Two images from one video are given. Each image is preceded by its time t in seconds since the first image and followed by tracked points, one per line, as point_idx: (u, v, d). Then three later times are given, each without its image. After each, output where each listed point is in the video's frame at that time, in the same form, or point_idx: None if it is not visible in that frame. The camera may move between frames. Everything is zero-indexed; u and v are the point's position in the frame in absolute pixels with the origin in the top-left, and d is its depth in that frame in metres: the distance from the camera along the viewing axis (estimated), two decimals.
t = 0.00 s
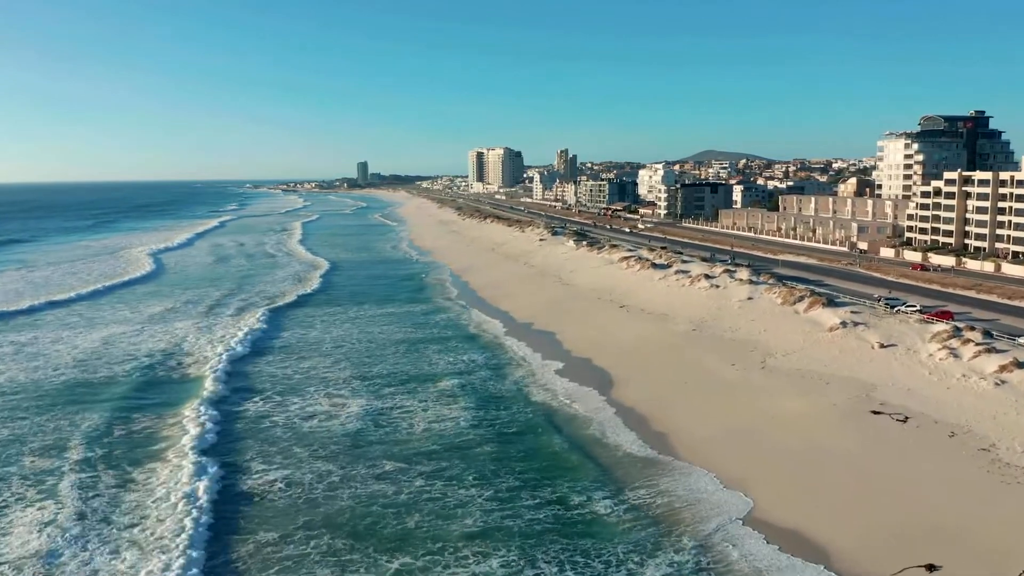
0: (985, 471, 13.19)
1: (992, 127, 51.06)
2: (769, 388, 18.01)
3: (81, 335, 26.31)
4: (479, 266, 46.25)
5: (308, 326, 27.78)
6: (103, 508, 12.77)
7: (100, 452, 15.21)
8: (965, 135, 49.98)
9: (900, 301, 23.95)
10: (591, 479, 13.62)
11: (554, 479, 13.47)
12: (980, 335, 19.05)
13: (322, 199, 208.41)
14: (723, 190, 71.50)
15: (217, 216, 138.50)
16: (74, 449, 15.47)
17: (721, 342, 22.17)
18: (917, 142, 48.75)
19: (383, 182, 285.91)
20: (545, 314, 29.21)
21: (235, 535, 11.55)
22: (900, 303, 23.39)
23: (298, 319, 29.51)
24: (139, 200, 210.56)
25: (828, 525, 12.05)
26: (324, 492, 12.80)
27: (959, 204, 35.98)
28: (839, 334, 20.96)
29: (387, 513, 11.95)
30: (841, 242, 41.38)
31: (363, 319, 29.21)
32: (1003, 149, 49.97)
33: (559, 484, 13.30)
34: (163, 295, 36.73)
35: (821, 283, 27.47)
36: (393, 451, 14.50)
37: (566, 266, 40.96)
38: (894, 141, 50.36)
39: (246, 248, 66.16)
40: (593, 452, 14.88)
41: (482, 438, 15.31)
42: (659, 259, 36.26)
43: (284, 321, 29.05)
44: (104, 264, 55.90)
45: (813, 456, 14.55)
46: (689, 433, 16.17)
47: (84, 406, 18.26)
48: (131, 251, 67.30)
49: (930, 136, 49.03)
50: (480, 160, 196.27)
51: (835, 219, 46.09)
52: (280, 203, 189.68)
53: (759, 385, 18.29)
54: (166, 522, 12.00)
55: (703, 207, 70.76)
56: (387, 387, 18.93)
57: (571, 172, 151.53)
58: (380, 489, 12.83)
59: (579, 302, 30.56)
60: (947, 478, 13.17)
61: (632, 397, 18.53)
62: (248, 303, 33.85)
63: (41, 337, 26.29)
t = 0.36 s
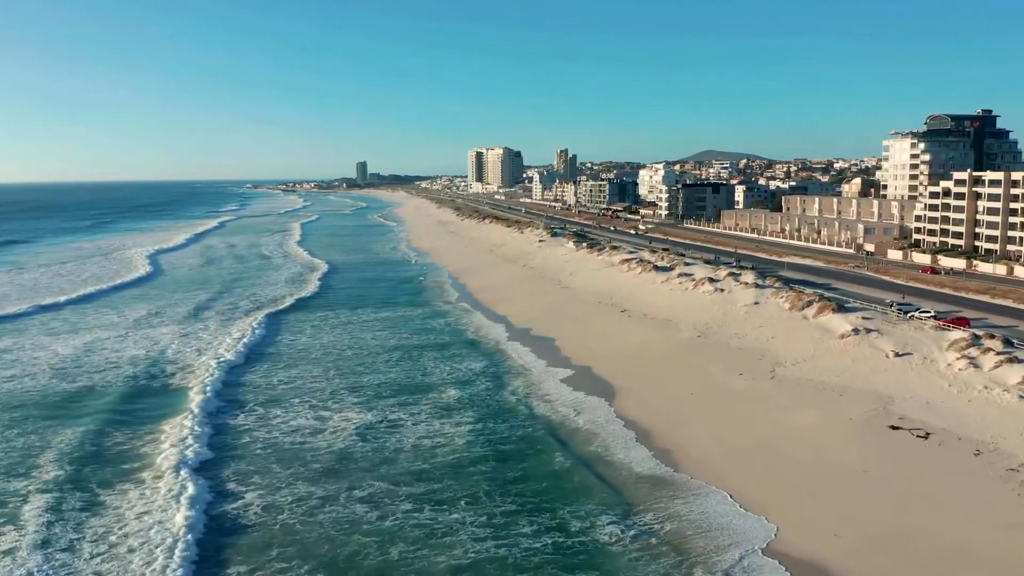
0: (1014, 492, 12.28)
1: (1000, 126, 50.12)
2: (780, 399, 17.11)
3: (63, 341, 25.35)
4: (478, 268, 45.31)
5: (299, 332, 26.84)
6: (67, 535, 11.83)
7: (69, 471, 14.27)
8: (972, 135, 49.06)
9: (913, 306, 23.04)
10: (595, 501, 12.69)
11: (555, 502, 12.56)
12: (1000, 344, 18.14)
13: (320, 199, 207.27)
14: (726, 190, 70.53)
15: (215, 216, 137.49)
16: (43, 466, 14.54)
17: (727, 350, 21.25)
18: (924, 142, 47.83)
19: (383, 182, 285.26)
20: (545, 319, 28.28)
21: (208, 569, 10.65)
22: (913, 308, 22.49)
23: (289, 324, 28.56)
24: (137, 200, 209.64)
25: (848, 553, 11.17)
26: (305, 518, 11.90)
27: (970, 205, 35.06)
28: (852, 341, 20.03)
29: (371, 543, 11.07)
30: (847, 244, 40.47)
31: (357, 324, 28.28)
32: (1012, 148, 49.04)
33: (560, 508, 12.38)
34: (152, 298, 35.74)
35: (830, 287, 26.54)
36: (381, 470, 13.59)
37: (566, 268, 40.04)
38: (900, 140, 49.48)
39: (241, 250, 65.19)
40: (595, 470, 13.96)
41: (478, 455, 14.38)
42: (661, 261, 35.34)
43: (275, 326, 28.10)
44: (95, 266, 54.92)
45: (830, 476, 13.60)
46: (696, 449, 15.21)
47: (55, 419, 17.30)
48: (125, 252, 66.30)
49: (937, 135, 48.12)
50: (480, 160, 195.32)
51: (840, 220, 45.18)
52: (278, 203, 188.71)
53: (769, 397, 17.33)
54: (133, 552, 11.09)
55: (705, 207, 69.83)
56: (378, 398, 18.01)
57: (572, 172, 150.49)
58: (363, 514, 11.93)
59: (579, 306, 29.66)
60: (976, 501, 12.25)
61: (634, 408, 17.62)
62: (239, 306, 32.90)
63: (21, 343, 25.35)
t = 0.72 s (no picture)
0: None
1: (1007, 126, 49.23)
2: (790, 412, 16.22)
3: (44, 347, 24.41)
4: (476, 270, 44.39)
5: (290, 337, 25.90)
6: (26, 566, 10.88)
7: (35, 492, 13.31)
8: (980, 134, 48.16)
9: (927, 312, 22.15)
10: (599, 527, 11.76)
11: (556, 530, 11.63)
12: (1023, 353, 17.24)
13: (319, 199, 206.33)
14: (728, 190, 69.64)
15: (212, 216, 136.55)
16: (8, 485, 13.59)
17: (734, 358, 20.35)
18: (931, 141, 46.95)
19: (382, 182, 283.76)
20: (543, 325, 27.35)
21: None
22: (927, 314, 21.59)
23: (280, 329, 27.63)
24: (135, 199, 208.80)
25: None
26: (284, 548, 10.99)
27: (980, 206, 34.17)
28: (865, 350, 19.13)
29: None
30: (854, 245, 39.58)
31: (350, 330, 27.34)
32: (1020, 148, 48.14)
33: (561, 536, 11.45)
34: (141, 302, 34.79)
35: (839, 292, 25.64)
36: (367, 492, 12.69)
37: (566, 270, 39.14)
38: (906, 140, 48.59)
39: (237, 251, 64.27)
40: (598, 491, 13.04)
41: (472, 476, 13.46)
42: (663, 264, 34.44)
43: (265, 331, 27.14)
44: (86, 267, 53.98)
45: (848, 497, 12.72)
46: (703, 466, 14.34)
47: (24, 433, 16.30)
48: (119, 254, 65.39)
49: (944, 134, 47.24)
50: (479, 160, 194.45)
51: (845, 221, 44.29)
52: (277, 203, 187.86)
53: (779, 410, 16.44)
54: None
55: (707, 208, 68.94)
56: (368, 410, 17.09)
57: (572, 171, 149.64)
58: (345, 544, 11.04)
59: (579, 310, 28.75)
60: (1008, 526, 11.39)
61: (637, 422, 16.74)
62: (230, 310, 31.94)
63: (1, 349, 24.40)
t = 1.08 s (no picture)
0: None
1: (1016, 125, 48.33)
2: (803, 427, 15.27)
3: (23, 354, 23.44)
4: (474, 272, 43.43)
5: (281, 344, 24.95)
6: None
7: None
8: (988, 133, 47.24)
9: (942, 318, 21.22)
10: (602, 559, 10.82)
11: (555, 561, 10.70)
12: None
13: (318, 199, 205.47)
14: (730, 190, 68.72)
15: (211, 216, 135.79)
16: None
17: (741, 367, 19.41)
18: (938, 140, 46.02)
19: (382, 182, 282.64)
20: (543, 330, 26.40)
21: None
22: (943, 321, 20.66)
23: (271, 334, 26.66)
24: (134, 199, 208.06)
25: None
26: None
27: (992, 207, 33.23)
28: (879, 359, 18.18)
29: None
30: (861, 247, 38.63)
31: (343, 336, 26.38)
32: None
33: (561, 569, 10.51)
34: (130, 305, 33.81)
35: (849, 297, 24.68)
36: (351, 519, 11.73)
37: (566, 272, 38.21)
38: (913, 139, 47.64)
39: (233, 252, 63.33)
40: (600, 517, 12.05)
41: (465, 500, 12.51)
42: (666, 266, 33.48)
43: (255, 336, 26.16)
44: (79, 269, 53.00)
45: (870, 520, 11.77)
46: (712, 485, 13.39)
47: None
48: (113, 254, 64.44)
49: (952, 133, 46.31)
50: (479, 159, 193.62)
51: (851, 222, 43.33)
52: (275, 203, 187.04)
53: (791, 424, 15.50)
54: None
55: (708, 208, 68.00)
56: (355, 425, 16.13)
57: (572, 171, 148.72)
58: None
59: (580, 315, 27.79)
60: None
61: (641, 436, 15.79)
62: (220, 314, 30.96)
63: None
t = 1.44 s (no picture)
0: None
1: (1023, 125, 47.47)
2: (818, 445, 14.34)
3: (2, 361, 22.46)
4: (472, 274, 42.49)
5: (271, 351, 23.98)
6: None
7: None
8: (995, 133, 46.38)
9: (959, 325, 20.30)
10: None
11: None
12: None
13: (317, 199, 204.63)
14: (732, 190, 67.81)
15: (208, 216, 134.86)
16: None
17: (749, 378, 18.48)
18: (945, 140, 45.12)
19: (381, 182, 281.56)
20: (542, 336, 25.45)
21: None
22: (960, 328, 19.75)
23: (262, 340, 25.67)
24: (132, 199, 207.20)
25: None
26: None
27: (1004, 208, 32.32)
28: (895, 368, 17.26)
29: None
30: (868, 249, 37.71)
31: (336, 342, 25.42)
32: None
33: None
34: (119, 308, 32.83)
35: (860, 302, 23.75)
36: (333, 550, 10.78)
37: (567, 275, 37.25)
38: (920, 138, 46.70)
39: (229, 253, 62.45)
40: (605, 547, 11.10)
41: (458, 527, 11.57)
42: (669, 269, 32.55)
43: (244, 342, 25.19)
44: (71, 270, 51.99)
45: (896, 549, 10.84)
46: (724, 509, 12.44)
47: None
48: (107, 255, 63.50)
49: (959, 133, 45.43)
50: (479, 159, 192.74)
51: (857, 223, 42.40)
52: (274, 202, 186.13)
53: (805, 441, 14.58)
54: None
55: (710, 209, 67.08)
56: (342, 441, 15.18)
57: (572, 171, 147.88)
58: None
59: (581, 320, 26.84)
60: None
61: (646, 454, 14.85)
62: (210, 318, 30.00)
63: None
